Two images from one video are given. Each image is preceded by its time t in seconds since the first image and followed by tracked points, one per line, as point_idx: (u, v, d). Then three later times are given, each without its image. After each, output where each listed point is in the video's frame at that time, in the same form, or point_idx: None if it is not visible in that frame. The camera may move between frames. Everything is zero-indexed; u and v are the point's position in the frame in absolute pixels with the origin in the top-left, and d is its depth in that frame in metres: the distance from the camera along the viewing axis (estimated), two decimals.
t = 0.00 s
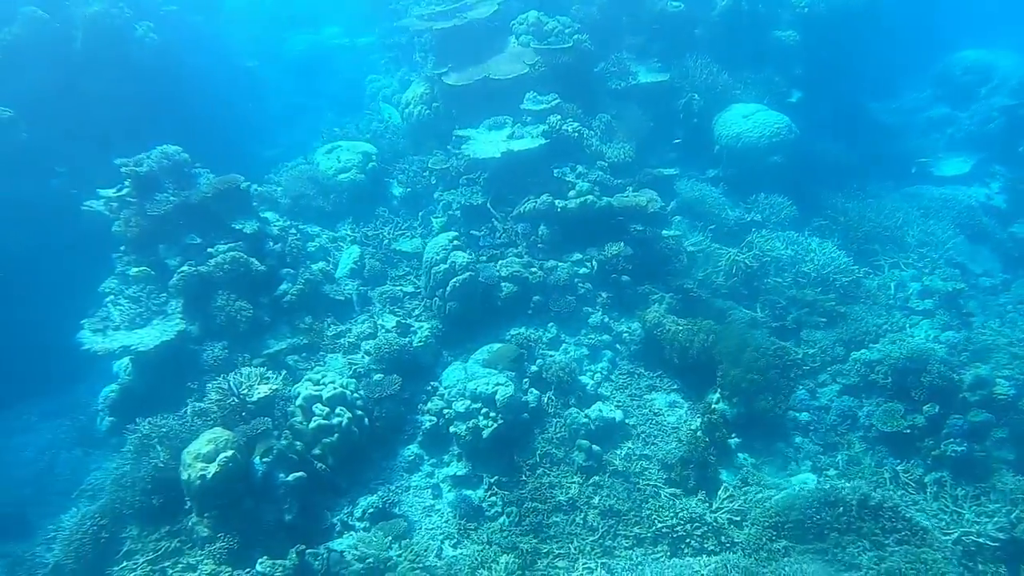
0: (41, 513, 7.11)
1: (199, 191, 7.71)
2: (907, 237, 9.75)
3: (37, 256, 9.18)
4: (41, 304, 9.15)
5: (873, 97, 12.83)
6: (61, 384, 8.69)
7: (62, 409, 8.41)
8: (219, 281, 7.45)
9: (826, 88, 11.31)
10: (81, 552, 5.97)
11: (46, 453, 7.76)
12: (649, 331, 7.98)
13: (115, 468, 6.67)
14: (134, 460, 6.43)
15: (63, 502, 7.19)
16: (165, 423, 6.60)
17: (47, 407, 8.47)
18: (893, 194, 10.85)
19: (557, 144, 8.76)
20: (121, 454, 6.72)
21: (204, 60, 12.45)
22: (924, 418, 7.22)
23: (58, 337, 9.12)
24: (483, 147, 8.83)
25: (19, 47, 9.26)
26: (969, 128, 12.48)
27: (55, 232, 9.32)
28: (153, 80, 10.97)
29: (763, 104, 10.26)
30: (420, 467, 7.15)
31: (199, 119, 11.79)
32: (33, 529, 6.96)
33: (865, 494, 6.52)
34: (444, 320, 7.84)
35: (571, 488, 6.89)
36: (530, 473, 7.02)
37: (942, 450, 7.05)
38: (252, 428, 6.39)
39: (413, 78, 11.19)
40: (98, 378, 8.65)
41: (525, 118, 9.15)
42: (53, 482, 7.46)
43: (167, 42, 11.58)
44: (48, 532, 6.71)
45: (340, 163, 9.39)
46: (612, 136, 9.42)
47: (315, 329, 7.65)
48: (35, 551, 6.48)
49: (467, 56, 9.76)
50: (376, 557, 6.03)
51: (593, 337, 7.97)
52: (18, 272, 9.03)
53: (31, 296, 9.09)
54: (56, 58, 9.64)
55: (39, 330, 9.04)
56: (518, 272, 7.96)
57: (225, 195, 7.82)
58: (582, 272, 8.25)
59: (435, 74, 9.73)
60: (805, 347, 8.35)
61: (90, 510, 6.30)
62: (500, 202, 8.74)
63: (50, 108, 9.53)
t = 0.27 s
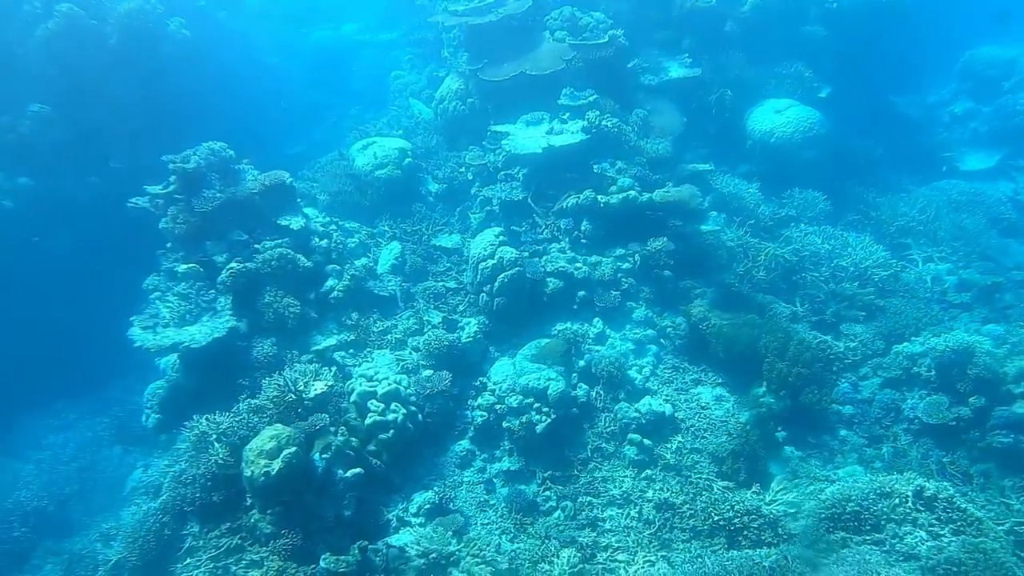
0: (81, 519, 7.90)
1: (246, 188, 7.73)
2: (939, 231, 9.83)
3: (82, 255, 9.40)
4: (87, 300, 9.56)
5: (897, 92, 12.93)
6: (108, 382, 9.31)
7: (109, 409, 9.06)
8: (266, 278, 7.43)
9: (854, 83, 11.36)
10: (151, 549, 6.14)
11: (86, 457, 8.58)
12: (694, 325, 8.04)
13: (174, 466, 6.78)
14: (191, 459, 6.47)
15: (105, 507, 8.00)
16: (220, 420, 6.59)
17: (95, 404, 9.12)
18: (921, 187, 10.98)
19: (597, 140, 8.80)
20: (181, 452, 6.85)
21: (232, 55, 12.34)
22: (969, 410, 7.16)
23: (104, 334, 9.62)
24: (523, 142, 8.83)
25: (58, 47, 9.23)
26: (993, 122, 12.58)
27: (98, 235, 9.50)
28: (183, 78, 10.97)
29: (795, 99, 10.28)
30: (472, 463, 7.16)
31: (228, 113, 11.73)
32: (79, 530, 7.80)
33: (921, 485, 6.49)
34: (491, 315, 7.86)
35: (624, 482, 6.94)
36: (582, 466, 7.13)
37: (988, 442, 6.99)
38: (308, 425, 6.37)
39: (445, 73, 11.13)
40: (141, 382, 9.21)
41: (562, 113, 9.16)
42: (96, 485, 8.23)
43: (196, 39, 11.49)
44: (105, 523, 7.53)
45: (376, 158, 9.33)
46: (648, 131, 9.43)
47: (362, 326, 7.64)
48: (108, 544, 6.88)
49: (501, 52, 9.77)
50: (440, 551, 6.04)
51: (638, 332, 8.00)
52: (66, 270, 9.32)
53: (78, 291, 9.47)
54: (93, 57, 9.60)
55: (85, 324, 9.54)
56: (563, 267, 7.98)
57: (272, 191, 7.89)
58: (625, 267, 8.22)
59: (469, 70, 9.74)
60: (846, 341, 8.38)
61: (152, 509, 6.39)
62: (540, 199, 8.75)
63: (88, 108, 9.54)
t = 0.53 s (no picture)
0: (121, 515, 8.25)
1: (291, 184, 7.71)
2: (970, 225, 9.91)
3: (119, 251, 9.62)
4: (122, 293, 9.82)
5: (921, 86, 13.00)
6: (146, 374, 9.63)
7: (146, 402, 9.37)
8: (312, 275, 7.42)
9: (878, 78, 11.48)
10: (212, 547, 6.14)
11: (123, 455, 8.86)
12: (738, 319, 8.04)
13: (230, 464, 6.82)
14: (247, 457, 6.47)
15: (145, 503, 8.32)
16: (276, 418, 6.58)
17: (135, 396, 9.45)
18: (948, 181, 11.07)
19: (633, 136, 8.75)
20: (236, 450, 6.88)
21: (260, 47, 12.18)
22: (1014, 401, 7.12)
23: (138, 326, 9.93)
24: (560, 138, 8.76)
25: (95, 44, 9.13)
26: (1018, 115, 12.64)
27: (135, 231, 9.68)
28: (212, 72, 10.97)
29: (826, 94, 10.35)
30: (523, 458, 7.17)
31: (253, 109, 11.72)
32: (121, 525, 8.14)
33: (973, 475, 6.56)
34: (537, 311, 7.88)
35: (675, 476, 6.89)
36: (632, 459, 7.16)
37: None
38: (365, 422, 6.39)
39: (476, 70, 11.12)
40: (178, 375, 9.55)
41: (598, 108, 9.13)
42: (138, 485, 8.54)
43: (226, 32, 11.36)
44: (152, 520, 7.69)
45: (412, 154, 9.30)
46: (683, 126, 9.40)
47: (408, 323, 7.60)
48: (162, 542, 6.89)
49: (535, 49, 9.74)
50: (502, 546, 6.06)
51: (680, 327, 8.04)
52: (104, 265, 9.52)
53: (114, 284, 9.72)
54: (128, 54, 9.52)
55: (121, 317, 9.83)
56: (606, 262, 7.98)
57: (316, 187, 7.91)
58: (667, 262, 8.21)
59: (503, 65, 9.73)
60: (885, 334, 8.41)
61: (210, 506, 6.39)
62: (581, 195, 8.74)
63: (124, 106, 9.54)
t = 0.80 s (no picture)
0: (163, 512, 8.34)
1: (336, 180, 7.67)
2: (1000, 219, 9.96)
3: (153, 247, 9.76)
4: (154, 295, 9.96)
5: (944, 83, 13.09)
6: (182, 369, 9.72)
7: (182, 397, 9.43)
8: (358, 271, 7.41)
9: (901, 75, 11.62)
10: (271, 545, 6.09)
11: (162, 453, 8.92)
12: (781, 314, 8.07)
13: (284, 461, 6.78)
14: (304, 454, 6.43)
15: (188, 500, 8.40)
16: (332, 416, 6.56)
17: (171, 391, 9.53)
18: (975, 176, 11.10)
19: (673, 133, 8.72)
20: (291, 447, 6.81)
21: (289, 47, 12.26)
22: None
23: (173, 323, 10.09)
24: (598, 135, 8.75)
25: (130, 39, 9.35)
26: None
27: (168, 227, 9.83)
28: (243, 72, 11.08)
29: (854, 90, 10.27)
30: (572, 453, 7.20)
31: (284, 109, 11.76)
32: (166, 522, 8.24)
33: None
34: (581, 307, 7.90)
35: (725, 470, 6.93)
36: (680, 452, 7.18)
37: None
38: (421, 419, 6.40)
39: (507, 65, 11.07)
40: (213, 370, 9.61)
41: (633, 104, 9.16)
42: (179, 480, 8.61)
43: (256, 31, 11.52)
44: (200, 518, 7.66)
45: (447, 150, 9.33)
46: (718, 121, 9.39)
47: (454, 319, 7.61)
48: (216, 542, 6.82)
49: (569, 43, 9.58)
50: (563, 542, 6.14)
51: (722, 322, 8.06)
52: (138, 261, 9.66)
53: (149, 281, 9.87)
54: (162, 49, 9.69)
55: (156, 314, 9.98)
56: (648, 257, 7.98)
57: (361, 183, 7.81)
58: (708, 257, 8.28)
59: (537, 61, 9.70)
60: (922, 328, 8.45)
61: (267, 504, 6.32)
62: (621, 188, 8.79)
63: (157, 104, 9.67)
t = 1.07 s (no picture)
0: (203, 511, 8.28)
1: (381, 179, 7.58)
2: None
3: (187, 247, 9.84)
4: (185, 296, 10.01)
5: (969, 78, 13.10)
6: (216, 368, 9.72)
7: (217, 397, 9.38)
8: (404, 268, 7.40)
9: (927, 71, 11.64)
10: (331, 543, 6.02)
11: (200, 451, 8.87)
12: (822, 310, 8.09)
13: (337, 460, 6.75)
14: (360, 452, 6.43)
15: (230, 499, 8.33)
16: (385, 415, 6.58)
17: (205, 391, 9.47)
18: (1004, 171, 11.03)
19: (712, 130, 8.73)
20: (344, 445, 6.77)
21: (318, 45, 12.16)
22: None
23: (206, 323, 10.12)
24: (635, 130, 8.76)
25: (164, 37, 9.45)
26: None
27: (201, 226, 9.91)
28: (275, 72, 11.09)
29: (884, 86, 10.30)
30: (621, 449, 7.21)
31: (314, 109, 11.70)
32: (208, 521, 8.18)
33: None
34: (624, 303, 7.98)
35: (774, 464, 6.96)
36: (728, 447, 7.20)
37: None
38: (478, 416, 6.39)
39: (537, 62, 11.01)
40: (247, 368, 9.62)
41: (668, 101, 9.12)
42: (217, 479, 8.57)
43: (286, 28, 11.39)
44: (248, 517, 7.59)
45: (482, 147, 9.34)
46: (752, 119, 9.42)
47: (499, 316, 7.65)
48: (271, 540, 6.76)
49: (602, 40, 9.62)
50: (622, 537, 6.20)
51: (764, 317, 8.05)
52: (172, 261, 9.73)
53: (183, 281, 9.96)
54: (194, 47, 9.81)
55: (190, 314, 10.02)
56: (690, 254, 8.01)
57: (406, 181, 7.79)
58: (748, 255, 8.21)
59: (570, 58, 9.69)
60: (958, 323, 8.45)
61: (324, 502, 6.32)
62: (660, 186, 8.72)
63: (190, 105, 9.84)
